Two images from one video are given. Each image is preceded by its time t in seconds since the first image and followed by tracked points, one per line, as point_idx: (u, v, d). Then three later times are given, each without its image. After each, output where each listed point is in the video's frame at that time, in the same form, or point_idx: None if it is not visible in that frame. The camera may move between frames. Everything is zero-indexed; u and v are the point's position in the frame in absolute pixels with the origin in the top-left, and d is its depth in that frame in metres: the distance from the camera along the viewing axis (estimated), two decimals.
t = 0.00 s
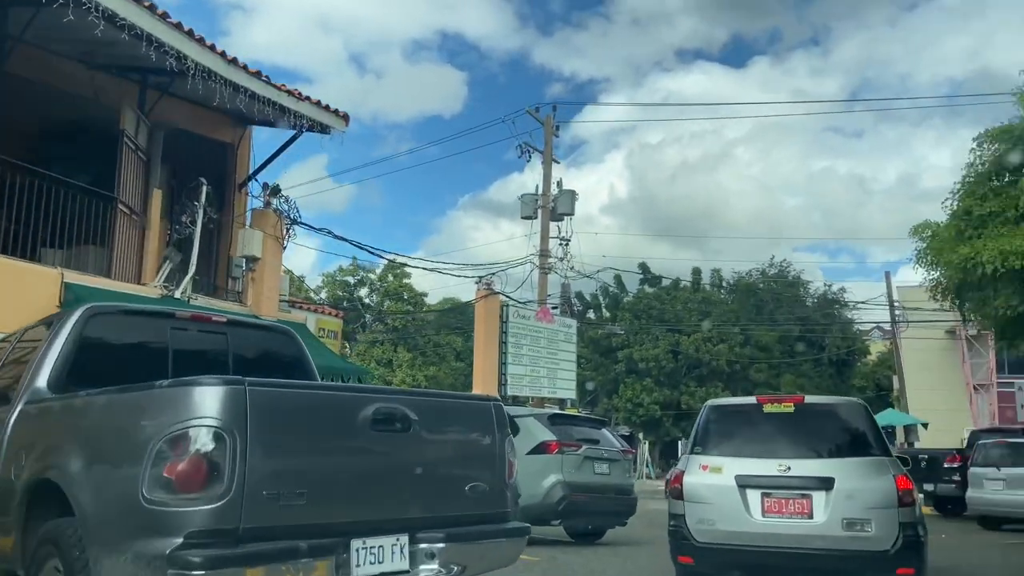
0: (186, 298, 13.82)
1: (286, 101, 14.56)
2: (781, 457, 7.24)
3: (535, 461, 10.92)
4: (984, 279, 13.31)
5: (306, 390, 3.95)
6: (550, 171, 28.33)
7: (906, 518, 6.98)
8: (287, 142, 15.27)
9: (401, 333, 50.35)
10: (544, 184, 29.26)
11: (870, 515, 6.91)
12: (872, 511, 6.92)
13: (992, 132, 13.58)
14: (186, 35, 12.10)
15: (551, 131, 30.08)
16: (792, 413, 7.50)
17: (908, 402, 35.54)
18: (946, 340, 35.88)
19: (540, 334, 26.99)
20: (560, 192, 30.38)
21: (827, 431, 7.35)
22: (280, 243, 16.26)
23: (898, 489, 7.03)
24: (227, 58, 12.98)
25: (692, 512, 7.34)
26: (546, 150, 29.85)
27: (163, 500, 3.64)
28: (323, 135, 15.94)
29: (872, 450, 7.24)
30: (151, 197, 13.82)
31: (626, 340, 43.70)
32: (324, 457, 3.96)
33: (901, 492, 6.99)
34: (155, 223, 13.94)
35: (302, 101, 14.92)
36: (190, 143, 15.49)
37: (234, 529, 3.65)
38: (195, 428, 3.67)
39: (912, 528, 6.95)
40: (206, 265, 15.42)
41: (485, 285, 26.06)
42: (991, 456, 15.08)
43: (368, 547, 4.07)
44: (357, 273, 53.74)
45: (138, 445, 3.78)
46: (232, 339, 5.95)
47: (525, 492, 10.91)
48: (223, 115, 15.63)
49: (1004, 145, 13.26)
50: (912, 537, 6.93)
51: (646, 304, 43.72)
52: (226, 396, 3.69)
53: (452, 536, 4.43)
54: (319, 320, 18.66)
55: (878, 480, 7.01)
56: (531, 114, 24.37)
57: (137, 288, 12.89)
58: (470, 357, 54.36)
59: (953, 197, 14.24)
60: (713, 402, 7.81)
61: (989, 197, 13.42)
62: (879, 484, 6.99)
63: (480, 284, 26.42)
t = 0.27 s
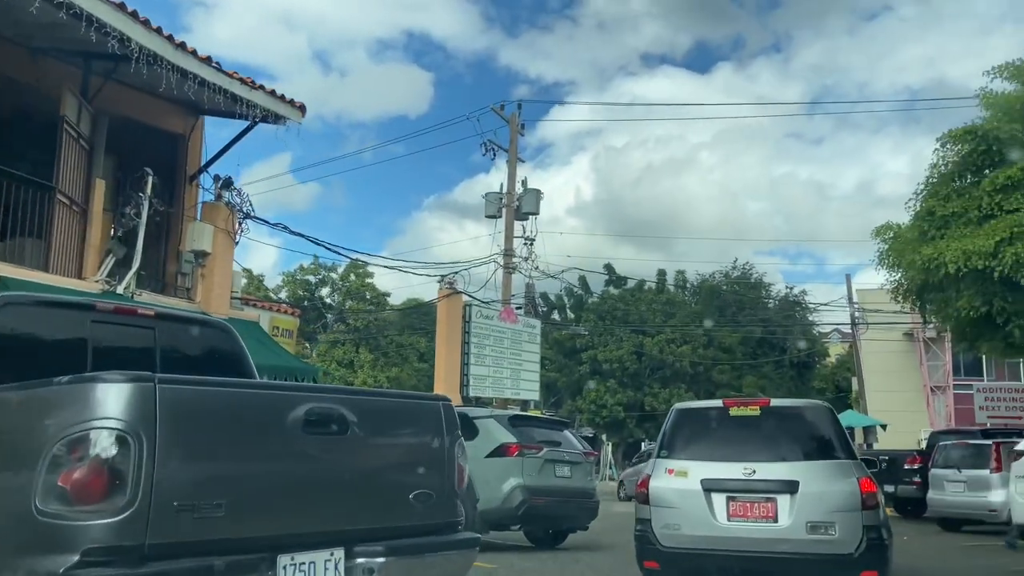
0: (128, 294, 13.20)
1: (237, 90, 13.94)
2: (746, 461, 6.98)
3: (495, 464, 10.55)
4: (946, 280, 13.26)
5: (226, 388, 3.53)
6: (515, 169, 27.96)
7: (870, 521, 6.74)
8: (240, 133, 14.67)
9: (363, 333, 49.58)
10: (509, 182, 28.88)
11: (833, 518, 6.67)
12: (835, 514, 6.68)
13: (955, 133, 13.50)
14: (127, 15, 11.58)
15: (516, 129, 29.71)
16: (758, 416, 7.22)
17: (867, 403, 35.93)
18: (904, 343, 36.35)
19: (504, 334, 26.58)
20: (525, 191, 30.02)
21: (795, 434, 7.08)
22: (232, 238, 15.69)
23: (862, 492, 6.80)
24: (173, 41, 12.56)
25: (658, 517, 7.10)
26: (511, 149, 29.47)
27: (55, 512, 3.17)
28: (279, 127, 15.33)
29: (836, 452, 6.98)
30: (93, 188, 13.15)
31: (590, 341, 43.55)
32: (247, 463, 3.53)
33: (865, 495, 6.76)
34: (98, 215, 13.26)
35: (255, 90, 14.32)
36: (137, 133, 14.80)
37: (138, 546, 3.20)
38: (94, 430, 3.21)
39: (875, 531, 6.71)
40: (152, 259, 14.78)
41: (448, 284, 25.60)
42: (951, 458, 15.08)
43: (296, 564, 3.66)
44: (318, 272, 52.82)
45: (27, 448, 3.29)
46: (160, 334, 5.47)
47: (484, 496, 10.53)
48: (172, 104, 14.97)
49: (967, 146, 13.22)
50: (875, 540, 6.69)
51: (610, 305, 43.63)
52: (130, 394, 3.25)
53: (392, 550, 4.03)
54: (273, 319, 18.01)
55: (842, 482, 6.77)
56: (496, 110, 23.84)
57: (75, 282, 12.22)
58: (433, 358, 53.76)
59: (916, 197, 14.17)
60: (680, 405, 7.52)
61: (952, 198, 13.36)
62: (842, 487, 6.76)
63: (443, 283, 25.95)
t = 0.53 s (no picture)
0: (71, 290, 12.59)
1: (187, 76, 13.38)
2: (711, 464, 6.74)
3: (454, 467, 10.16)
4: (911, 279, 13.19)
5: (134, 382, 3.14)
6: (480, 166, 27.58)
7: (832, 523, 6.49)
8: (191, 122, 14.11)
9: (325, 332, 48.75)
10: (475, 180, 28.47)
11: (795, 520, 6.42)
12: (798, 516, 6.43)
13: (919, 133, 13.38)
14: None
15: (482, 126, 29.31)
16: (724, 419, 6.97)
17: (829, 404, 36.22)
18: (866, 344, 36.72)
19: (468, 334, 26.16)
20: (491, 189, 29.63)
21: (760, 437, 6.83)
22: (182, 232, 15.13)
23: (825, 494, 6.55)
24: (121, 25, 12.04)
25: (622, 519, 6.81)
26: (477, 146, 29.07)
27: None
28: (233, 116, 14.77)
29: (799, 454, 6.75)
30: (35, 177, 12.50)
31: (556, 342, 43.32)
32: (157, 469, 3.14)
33: (827, 496, 6.50)
34: (40, 206, 12.61)
35: (208, 77, 13.77)
36: (83, 121, 14.14)
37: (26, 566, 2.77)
38: None
39: (837, 532, 6.46)
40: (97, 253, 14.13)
41: (411, 282, 25.11)
42: (914, 458, 15.05)
43: None
44: (280, 271, 51.84)
45: None
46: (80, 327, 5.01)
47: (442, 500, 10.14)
48: (120, 92, 14.34)
49: (931, 145, 13.17)
50: (837, 542, 6.43)
51: (576, 306, 43.50)
52: (18, 389, 2.82)
53: (324, 564, 3.70)
54: (224, 315, 17.33)
55: (804, 484, 6.53)
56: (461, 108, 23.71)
57: (13, 275, 11.57)
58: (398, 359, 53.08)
59: (881, 196, 14.10)
60: (648, 407, 7.25)
61: (917, 198, 13.30)
62: (804, 487, 6.52)
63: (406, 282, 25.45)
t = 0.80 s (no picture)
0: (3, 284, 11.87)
1: (128, 59, 12.78)
2: (673, 468, 6.47)
3: (407, 471, 9.71)
4: (873, 279, 13.06)
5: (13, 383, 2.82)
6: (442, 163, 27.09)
7: (791, 527, 6.21)
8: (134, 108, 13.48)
9: (284, 333, 47.69)
10: (437, 177, 27.97)
11: (754, 524, 6.14)
12: (757, 520, 6.15)
13: (882, 132, 13.29)
14: None
15: (444, 123, 28.83)
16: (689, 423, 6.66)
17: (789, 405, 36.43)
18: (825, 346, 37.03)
19: (428, 334, 25.63)
20: (453, 186, 29.15)
21: (724, 441, 6.51)
22: (125, 224, 14.45)
23: (784, 497, 6.26)
24: (57, 3, 11.41)
25: (584, 523, 6.55)
26: (439, 143, 28.58)
27: None
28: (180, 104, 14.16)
29: (761, 458, 6.43)
30: None
31: (519, 343, 42.95)
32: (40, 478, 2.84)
33: (786, 500, 6.21)
34: None
35: (151, 62, 13.18)
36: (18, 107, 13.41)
37: None
38: None
39: (796, 536, 6.16)
40: (34, 247, 13.39)
41: (370, 281, 24.53)
42: (874, 460, 14.98)
43: None
44: (238, 269, 50.65)
45: None
46: None
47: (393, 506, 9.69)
48: (58, 77, 13.64)
49: (895, 144, 13.06)
50: (796, 546, 6.13)
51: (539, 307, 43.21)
52: None
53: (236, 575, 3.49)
54: (170, 313, 16.62)
55: (764, 487, 6.24)
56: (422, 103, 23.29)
57: None
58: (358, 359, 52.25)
59: (845, 195, 13.98)
60: (615, 410, 6.95)
61: (879, 197, 13.19)
62: (763, 490, 6.23)
63: (365, 280, 24.86)
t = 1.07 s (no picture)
0: None
1: (81, 44, 12.28)
2: (644, 469, 6.25)
3: (369, 473, 9.36)
4: (845, 279, 12.95)
5: None
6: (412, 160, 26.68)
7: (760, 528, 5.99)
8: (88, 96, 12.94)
9: (251, 332, 46.81)
10: (407, 174, 27.55)
11: (723, 524, 5.94)
12: (726, 519, 5.95)
13: (855, 131, 13.21)
14: None
15: (415, 119, 28.42)
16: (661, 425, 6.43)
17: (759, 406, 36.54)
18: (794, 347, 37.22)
19: (397, 334, 25.18)
20: (423, 184, 28.74)
21: (696, 445, 6.30)
22: (78, 217, 13.83)
23: (752, 498, 6.03)
24: None
25: (556, 525, 6.35)
26: (409, 140, 28.17)
27: None
28: (136, 93, 13.65)
29: (732, 460, 6.19)
30: None
31: (490, 343, 42.61)
32: None
33: (754, 501, 5.98)
34: None
35: (106, 48, 12.68)
36: None
37: None
38: None
39: (765, 537, 5.94)
40: None
41: (337, 279, 24.07)
42: (844, 461, 14.90)
43: None
44: (204, 267, 49.65)
45: None
46: None
47: (354, 511, 9.33)
48: (8, 62, 13.05)
49: (867, 143, 12.97)
50: (764, 547, 5.92)
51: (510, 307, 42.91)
52: None
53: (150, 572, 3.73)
54: (126, 310, 16.05)
55: (733, 487, 6.03)
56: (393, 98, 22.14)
57: None
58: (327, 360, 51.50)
59: (817, 194, 13.87)
60: (590, 412, 6.74)
61: (851, 196, 13.10)
62: (731, 489, 6.02)
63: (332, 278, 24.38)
